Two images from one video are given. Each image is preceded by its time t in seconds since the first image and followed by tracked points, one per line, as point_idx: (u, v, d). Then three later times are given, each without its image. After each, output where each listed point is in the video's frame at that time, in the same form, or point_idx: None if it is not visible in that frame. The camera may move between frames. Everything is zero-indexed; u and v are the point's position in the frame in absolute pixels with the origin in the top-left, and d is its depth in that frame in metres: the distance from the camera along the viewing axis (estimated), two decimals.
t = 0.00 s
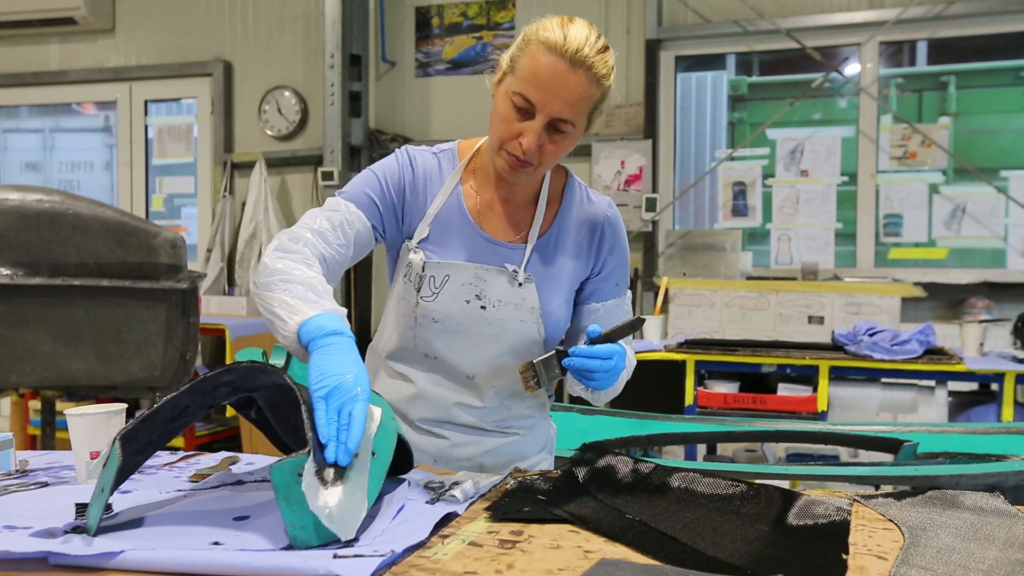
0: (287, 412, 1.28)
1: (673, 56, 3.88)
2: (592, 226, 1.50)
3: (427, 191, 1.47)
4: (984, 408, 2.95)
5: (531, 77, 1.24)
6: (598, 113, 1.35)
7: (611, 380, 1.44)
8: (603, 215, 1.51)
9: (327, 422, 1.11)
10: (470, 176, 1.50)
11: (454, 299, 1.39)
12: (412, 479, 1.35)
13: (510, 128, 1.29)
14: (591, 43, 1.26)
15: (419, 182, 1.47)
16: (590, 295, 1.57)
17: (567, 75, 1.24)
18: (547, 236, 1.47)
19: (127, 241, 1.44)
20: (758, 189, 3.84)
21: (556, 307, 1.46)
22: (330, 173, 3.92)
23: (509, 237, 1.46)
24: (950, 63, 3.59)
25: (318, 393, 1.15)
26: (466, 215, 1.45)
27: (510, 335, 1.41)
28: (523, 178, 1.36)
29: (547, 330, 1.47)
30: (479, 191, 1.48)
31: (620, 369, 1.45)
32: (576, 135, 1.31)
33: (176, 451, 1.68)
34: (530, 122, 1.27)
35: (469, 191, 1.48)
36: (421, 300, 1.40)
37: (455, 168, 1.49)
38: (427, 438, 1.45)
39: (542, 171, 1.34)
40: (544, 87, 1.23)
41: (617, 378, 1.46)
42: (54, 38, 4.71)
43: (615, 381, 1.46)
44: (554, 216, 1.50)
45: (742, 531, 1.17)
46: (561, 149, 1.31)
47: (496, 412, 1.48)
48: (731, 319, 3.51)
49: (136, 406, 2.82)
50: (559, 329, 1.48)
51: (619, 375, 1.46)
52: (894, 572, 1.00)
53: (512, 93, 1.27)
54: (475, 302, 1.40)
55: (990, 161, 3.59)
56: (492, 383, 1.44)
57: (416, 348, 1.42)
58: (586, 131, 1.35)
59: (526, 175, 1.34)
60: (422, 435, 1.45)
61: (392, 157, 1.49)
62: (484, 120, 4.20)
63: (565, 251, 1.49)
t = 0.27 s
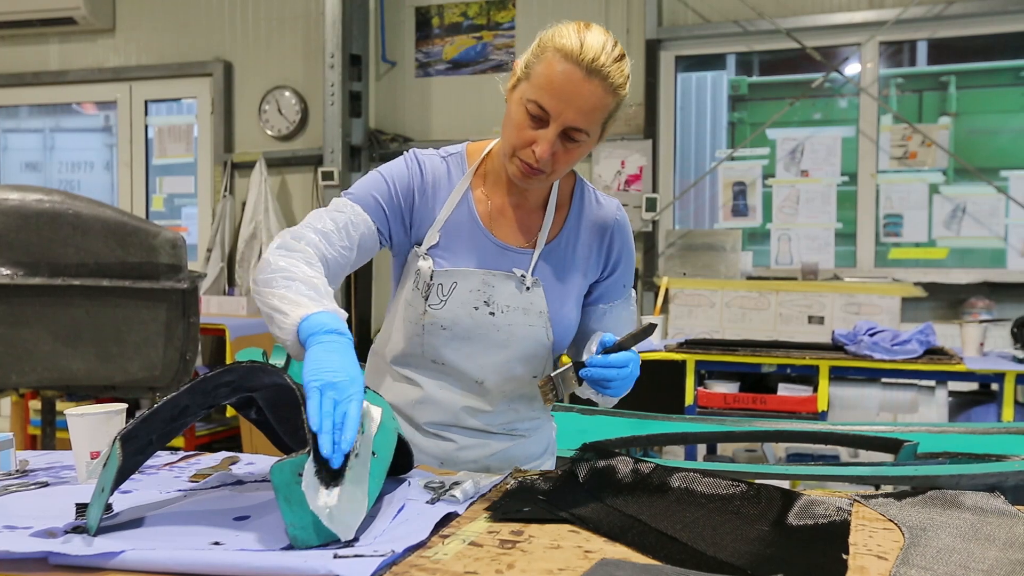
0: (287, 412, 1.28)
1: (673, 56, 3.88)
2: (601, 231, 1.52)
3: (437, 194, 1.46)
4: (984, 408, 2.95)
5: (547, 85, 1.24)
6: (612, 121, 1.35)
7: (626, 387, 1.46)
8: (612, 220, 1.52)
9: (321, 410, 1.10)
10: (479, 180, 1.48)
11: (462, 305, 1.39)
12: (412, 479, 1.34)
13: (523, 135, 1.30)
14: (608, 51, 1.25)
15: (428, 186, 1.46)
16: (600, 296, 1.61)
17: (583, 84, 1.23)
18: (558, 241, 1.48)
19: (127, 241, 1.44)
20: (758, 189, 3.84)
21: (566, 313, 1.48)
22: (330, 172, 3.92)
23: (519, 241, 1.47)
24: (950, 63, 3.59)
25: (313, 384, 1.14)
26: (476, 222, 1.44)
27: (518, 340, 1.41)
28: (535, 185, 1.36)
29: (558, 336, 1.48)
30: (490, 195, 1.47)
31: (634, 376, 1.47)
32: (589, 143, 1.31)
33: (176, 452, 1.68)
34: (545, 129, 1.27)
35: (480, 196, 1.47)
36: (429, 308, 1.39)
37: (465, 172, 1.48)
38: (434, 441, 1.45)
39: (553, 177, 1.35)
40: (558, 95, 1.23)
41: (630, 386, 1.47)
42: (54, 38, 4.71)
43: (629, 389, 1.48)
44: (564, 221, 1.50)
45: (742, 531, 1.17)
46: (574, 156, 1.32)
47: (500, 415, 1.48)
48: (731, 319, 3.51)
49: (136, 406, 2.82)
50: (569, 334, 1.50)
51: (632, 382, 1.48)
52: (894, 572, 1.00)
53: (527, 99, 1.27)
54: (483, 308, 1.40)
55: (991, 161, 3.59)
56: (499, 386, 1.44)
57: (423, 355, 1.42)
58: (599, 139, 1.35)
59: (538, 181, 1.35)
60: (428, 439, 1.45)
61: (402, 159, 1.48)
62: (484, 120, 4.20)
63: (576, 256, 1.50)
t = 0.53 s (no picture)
0: (287, 412, 1.28)
1: (672, 56, 3.88)
2: (606, 236, 1.52)
3: (444, 196, 1.46)
4: (984, 408, 2.95)
5: (562, 91, 1.24)
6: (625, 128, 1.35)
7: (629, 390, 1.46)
8: (617, 225, 1.53)
9: (327, 424, 1.10)
10: (486, 182, 1.48)
11: (469, 308, 1.39)
12: (412, 479, 1.34)
13: (536, 140, 1.30)
14: (625, 59, 1.25)
15: (435, 186, 1.45)
16: (601, 302, 1.62)
17: (599, 92, 1.23)
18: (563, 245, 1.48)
19: (126, 241, 1.44)
20: (758, 189, 3.84)
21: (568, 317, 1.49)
22: (330, 172, 3.92)
23: (525, 244, 1.46)
24: (950, 63, 3.59)
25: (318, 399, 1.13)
26: (483, 224, 1.44)
27: (524, 344, 1.42)
28: (545, 189, 1.36)
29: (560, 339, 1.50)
30: (498, 198, 1.47)
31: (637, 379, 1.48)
32: (601, 150, 1.31)
33: (176, 451, 1.68)
34: (558, 135, 1.27)
35: (488, 198, 1.47)
36: (435, 309, 1.39)
37: (472, 173, 1.48)
38: (434, 443, 1.44)
39: (564, 183, 1.35)
40: (573, 101, 1.23)
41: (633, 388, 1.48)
42: (54, 38, 4.71)
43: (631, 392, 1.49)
44: (570, 225, 1.50)
45: (742, 530, 1.17)
46: (586, 163, 1.31)
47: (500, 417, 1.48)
48: (730, 319, 3.51)
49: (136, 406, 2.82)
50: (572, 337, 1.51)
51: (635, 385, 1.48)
52: (894, 572, 1.00)
53: (542, 104, 1.27)
54: (490, 311, 1.40)
55: (991, 161, 3.59)
56: (501, 389, 1.45)
57: (427, 356, 1.42)
58: (611, 147, 1.35)
59: (548, 186, 1.35)
60: (428, 440, 1.45)
61: (409, 158, 1.47)
62: (484, 120, 4.20)
63: (581, 261, 1.51)
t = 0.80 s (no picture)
0: (287, 412, 1.28)
1: (672, 56, 3.88)
2: (606, 237, 1.53)
3: (445, 197, 1.46)
4: (985, 408, 2.95)
5: (565, 94, 1.24)
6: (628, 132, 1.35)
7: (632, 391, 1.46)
8: (617, 225, 1.54)
9: (325, 414, 1.10)
10: (488, 184, 1.48)
11: (471, 310, 1.39)
12: (412, 479, 1.34)
13: (538, 143, 1.30)
14: (627, 63, 1.25)
15: (436, 187, 1.45)
16: (602, 302, 1.62)
17: (601, 96, 1.23)
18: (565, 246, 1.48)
19: (126, 241, 1.44)
20: (758, 189, 3.84)
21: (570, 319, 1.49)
22: (330, 172, 3.91)
23: (528, 246, 1.46)
24: (950, 63, 3.59)
25: (316, 388, 1.13)
26: (485, 225, 1.44)
27: (525, 345, 1.42)
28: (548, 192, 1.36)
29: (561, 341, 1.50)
30: (500, 199, 1.47)
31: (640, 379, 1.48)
32: (603, 154, 1.31)
33: (176, 451, 1.67)
34: (560, 138, 1.27)
35: (491, 199, 1.47)
36: (437, 310, 1.39)
37: (474, 174, 1.47)
38: (434, 443, 1.44)
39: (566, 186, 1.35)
40: (576, 105, 1.23)
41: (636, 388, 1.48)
42: (54, 38, 4.71)
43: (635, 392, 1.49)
44: (571, 226, 1.50)
45: (742, 531, 1.17)
46: (588, 167, 1.32)
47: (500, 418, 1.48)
48: (730, 319, 3.51)
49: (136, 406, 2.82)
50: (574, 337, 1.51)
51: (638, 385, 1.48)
52: (894, 572, 1.00)
53: (545, 107, 1.27)
54: (492, 313, 1.40)
55: (991, 161, 3.59)
56: (502, 391, 1.45)
57: (428, 357, 1.42)
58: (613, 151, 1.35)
59: (550, 189, 1.35)
60: (428, 440, 1.44)
61: (409, 157, 1.47)
62: (484, 120, 4.20)
63: (582, 261, 1.51)
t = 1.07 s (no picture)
0: (287, 412, 1.28)
1: (672, 56, 3.88)
2: (600, 236, 1.52)
3: (439, 196, 1.46)
4: (984, 408, 2.95)
5: (537, 93, 1.25)
6: (609, 134, 1.33)
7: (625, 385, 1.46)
8: (610, 225, 1.53)
9: (324, 410, 1.12)
10: (480, 180, 1.48)
11: (459, 305, 1.39)
12: (412, 479, 1.34)
13: (514, 140, 1.31)
14: (602, 65, 1.24)
15: (430, 185, 1.45)
16: (596, 301, 1.62)
17: (571, 96, 1.23)
18: (556, 244, 1.48)
19: (126, 241, 1.44)
20: (758, 189, 3.84)
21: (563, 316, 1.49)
22: (330, 172, 3.91)
23: (518, 242, 1.46)
24: (950, 63, 3.59)
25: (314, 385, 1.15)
26: (476, 221, 1.44)
27: (514, 340, 1.42)
28: (528, 189, 1.37)
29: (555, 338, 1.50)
30: (493, 195, 1.47)
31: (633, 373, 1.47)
32: (580, 155, 1.30)
33: (176, 452, 1.67)
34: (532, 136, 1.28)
35: (482, 196, 1.47)
36: (426, 305, 1.39)
37: (467, 172, 1.48)
38: (428, 440, 1.45)
39: (544, 184, 1.35)
40: (546, 104, 1.23)
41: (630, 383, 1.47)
42: (54, 38, 4.71)
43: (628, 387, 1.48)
44: (563, 224, 1.50)
45: (742, 530, 1.17)
46: (563, 166, 1.31)
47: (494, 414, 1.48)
48: (730, 319, 3.51)
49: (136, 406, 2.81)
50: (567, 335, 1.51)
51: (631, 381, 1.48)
52: (894, 572, 1.00)
53: (520, 105, 1.28)
54: (480, 308, 1.40)
55: (991, 161, 3.59)
56: (495, 387, 1.45)
57: (419, 353, 1.42)
58: (594, 152, 1.33)
59: (529, 186, 1.35)
60: (422, 437, 1.45)
61: (406, 155, 1.47)
62: (484, 120, 4.20)
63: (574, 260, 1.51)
